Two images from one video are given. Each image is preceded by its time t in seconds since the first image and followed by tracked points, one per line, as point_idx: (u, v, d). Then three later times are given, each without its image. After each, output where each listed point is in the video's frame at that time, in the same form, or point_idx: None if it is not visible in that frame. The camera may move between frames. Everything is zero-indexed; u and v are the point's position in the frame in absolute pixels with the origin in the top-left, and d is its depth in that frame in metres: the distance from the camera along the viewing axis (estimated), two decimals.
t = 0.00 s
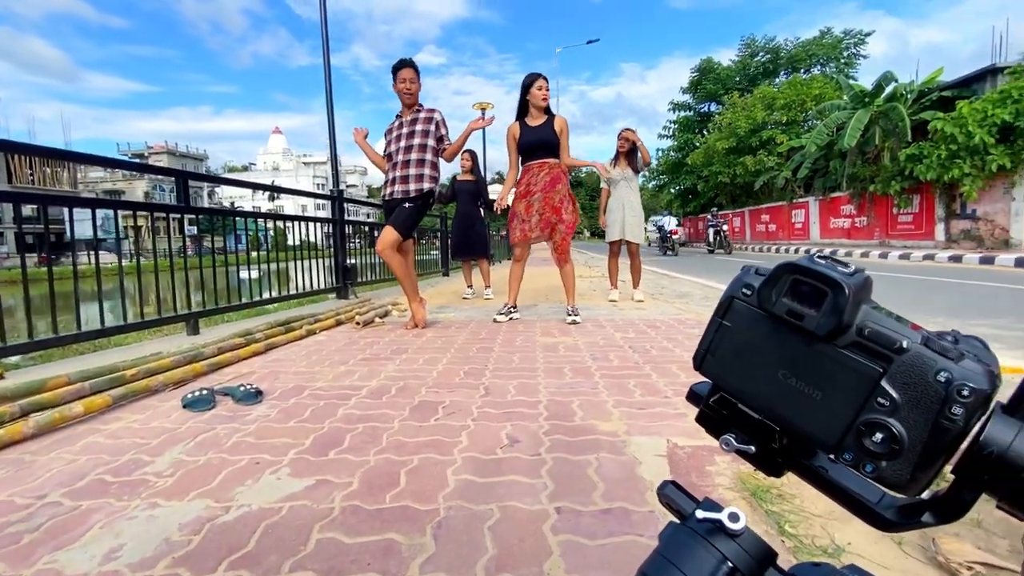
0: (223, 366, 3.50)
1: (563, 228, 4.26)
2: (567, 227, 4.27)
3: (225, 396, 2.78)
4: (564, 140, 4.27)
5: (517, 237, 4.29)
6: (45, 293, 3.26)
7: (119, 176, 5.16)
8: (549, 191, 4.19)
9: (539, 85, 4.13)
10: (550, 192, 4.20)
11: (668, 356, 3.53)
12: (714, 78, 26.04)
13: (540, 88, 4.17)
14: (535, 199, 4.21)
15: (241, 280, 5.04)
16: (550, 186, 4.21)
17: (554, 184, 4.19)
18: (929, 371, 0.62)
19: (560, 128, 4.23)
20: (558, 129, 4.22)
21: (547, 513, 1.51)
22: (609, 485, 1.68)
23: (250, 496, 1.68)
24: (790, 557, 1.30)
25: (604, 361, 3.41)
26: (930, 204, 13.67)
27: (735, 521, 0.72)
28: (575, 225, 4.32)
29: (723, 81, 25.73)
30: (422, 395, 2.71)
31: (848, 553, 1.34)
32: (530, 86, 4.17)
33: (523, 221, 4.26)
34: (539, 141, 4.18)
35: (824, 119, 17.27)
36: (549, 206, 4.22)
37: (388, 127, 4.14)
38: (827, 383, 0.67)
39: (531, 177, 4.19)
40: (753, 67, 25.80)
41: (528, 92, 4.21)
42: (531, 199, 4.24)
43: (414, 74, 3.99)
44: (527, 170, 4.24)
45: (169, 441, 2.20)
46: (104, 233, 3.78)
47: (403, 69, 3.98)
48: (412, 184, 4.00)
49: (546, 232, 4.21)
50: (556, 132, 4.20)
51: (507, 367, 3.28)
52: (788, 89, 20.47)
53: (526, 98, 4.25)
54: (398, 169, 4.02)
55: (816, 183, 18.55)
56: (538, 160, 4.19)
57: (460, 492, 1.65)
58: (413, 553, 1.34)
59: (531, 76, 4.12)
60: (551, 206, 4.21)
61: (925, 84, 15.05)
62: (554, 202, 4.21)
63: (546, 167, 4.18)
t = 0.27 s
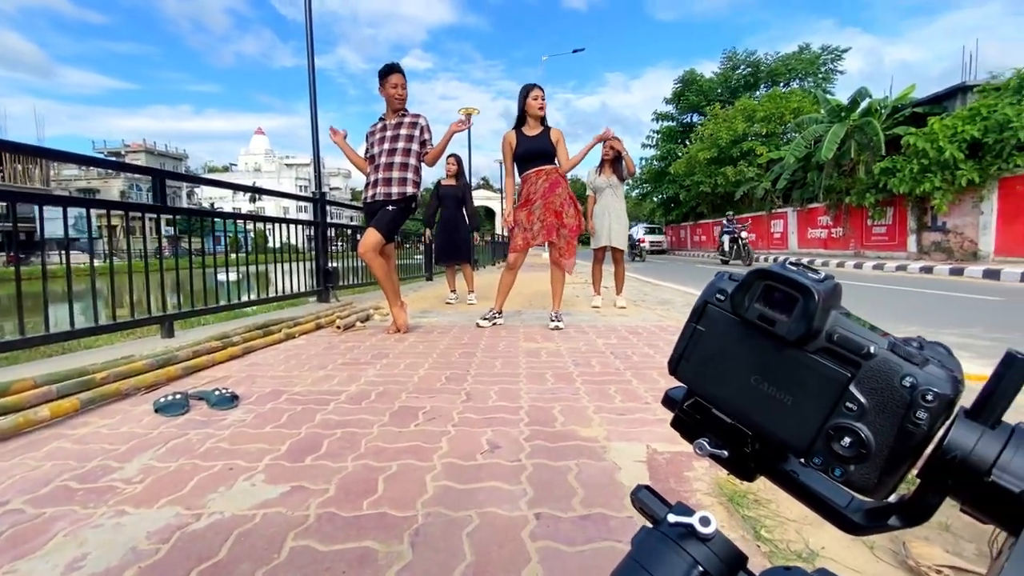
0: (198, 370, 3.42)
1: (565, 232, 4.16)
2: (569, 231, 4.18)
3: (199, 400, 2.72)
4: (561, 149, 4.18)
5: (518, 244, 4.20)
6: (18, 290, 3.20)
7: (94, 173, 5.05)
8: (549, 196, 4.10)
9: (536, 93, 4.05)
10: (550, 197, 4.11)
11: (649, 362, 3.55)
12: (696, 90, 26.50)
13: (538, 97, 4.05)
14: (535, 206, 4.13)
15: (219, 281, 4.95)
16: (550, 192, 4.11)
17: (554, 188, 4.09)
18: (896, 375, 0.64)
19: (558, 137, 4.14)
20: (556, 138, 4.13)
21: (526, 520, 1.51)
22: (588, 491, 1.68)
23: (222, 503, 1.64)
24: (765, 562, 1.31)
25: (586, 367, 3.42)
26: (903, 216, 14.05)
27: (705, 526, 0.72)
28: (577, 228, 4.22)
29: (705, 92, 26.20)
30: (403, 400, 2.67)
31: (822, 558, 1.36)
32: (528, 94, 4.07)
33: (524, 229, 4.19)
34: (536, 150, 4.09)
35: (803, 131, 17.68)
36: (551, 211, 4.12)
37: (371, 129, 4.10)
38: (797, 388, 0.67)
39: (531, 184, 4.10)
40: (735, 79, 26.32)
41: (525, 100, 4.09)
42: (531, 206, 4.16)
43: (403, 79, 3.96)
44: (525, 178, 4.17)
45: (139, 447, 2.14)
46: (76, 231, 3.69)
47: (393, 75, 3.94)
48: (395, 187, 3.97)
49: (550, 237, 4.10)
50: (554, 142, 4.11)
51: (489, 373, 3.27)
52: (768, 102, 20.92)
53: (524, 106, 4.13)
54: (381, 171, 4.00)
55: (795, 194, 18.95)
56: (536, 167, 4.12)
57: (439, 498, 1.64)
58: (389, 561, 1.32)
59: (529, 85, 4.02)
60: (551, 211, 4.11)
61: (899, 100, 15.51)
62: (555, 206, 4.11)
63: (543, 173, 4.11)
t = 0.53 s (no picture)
0: (160, 380, 3.32)
1: (533, 244, 4.11)
2: (534, 243, 4.12)
3: (157, 413, 2.64)
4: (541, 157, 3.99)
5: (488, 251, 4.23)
6: None
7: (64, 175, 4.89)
8: (517, 207, 4.07)
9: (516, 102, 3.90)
10: (518, 208, 4.09)
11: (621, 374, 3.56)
12: (677, 101, 26.93)
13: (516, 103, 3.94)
14: (502, 215, 4.13)
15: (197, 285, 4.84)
16: (518, 202, 4.09)
17: (522, 199, 4.07)
18: (785, 437, 0.74)
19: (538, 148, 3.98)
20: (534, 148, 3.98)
21: (484, 540, 1.49)
22: (548, 509, 1.67)
23: (170, 524, 1.59)
24: None
25: (558, 379, 3.42)
26: (874, 228, 14.43)
27: None
28: (545, 240, 4.16)
29: (686, 103, 26.64)
30: (369, 413, 2.63)
31: None
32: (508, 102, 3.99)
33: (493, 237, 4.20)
34: (514, 158, 4.04)
35: (779, 144, 18.07)
36: (518, 222, 4.09)
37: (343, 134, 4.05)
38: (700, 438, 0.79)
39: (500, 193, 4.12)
40: (714, 91, 26.83)
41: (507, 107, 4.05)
42: (500, 215, 4.16)
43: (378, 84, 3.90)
44: (498, 186, 4.19)
45: (89, 463, 2.06)
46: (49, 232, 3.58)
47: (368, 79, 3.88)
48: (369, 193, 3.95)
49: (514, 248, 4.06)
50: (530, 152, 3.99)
51: (460, 385, 3.24)
52: (746, 114, 21.36)
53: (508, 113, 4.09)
54: (354, 177, 3.96)
55: (771, 205, 19.34)
56: (508, 176, 4.11)
57: (396, 518, 1.61)
58: None
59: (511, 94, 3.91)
60: (517, 222, 4.08)
61: (870, 115, 15.97)
62: (521, 217, 4.08)
63: (513, 183, 4.08)
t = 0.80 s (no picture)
0: (109, 376, 3.23)
1: (485, 242, 4.11)
2: (487, 241, 4.12)
3: (100, 408, 2.57)
4: (501, 154, 3.95)
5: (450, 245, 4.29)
6: None
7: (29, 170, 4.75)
8: (473, 204, 4.06)
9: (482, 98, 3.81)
10: (474, 204, 4.08)
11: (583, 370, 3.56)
12: (658, 106, 27.27)
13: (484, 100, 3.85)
14: (459, 211, 4.15)
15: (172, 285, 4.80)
16: (475, 199, 4.07)
17: (479, 196, 4.04)
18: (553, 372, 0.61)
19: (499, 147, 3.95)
20: (494, 146, 3.95)
21: (411, 529, 1.46)
22: (484, 499, 1.66)
23: (90, 517, 1.54)
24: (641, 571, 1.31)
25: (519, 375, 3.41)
26: (847, 232, 14.75)
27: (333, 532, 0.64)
28: (498, 239, 4.15)
29: (667, 109, 26.99)
30: (320, 408, 2.59)
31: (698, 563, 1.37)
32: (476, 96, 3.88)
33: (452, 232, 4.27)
34: (477, 154, 4.02)
35: (756, 150, 18.39)
36: (472, 219, 4.09)
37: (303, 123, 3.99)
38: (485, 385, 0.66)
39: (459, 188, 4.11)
40: (695, 97, 27.23)
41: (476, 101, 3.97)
42: (458, 211, 4.18)
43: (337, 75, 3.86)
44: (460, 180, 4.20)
45: (17, 456, 2.00)
46: (20, 229, 3.59)
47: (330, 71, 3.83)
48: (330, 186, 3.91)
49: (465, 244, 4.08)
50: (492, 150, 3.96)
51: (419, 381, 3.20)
52: (725, 120, 21.71)
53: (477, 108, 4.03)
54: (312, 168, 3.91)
55: (749, 210, 19.65)
56: (469, 171, 4.08)
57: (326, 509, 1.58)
58: None
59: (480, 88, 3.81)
60: (472, 218, 4.08)
61: (843, 122, 16.34)
62: (475, 214, 4.07)
63: (473, 178, 4.06)
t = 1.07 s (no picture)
0: (77, 376, 3.16)
1: (457, 240, 4.09)
2: (459, 240, 4.09)
3: (63, 408, 2.50)
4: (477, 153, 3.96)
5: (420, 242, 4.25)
6: None
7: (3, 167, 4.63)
8: (446, 202, 4.04)
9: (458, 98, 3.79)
10: (447, 203, 4.05)
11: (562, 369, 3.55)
12: (644, 108, 27.48)
13: (458, 99, 3.78)
14: (432, 208, 4.11)
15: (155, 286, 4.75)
16: (448, 197, 4.04)
17: (453, 195, 4.02)
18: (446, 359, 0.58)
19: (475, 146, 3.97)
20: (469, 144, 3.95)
21: (373, 529, 1.44)
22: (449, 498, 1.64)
23: (41, 518, 1.54)
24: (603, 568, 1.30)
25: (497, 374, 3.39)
26: (827, 234, 14.99)
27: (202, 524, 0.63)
28: (470, 239, 4.14)
29: (653, 111, 27.21)
30: (291, 408, 2.55)
31: (661, 560, 1.36)
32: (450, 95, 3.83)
33: (423, 228, 4.22)
34: (450, 153, 3.98)
35: (739, 153, 18.62)
36: (444, 217, 4.06)
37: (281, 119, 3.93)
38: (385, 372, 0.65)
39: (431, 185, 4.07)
40: (680, 100, 27.49)
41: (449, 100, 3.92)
42: (431, 208, 4.14)
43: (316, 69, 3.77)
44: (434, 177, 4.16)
45: None
46: None
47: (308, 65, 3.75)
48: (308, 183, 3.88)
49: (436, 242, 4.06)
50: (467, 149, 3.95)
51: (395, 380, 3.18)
52: (709, 123, 21.95)
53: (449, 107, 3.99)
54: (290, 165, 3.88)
55: (732, 212, 19.87)
56: (444, 168, 4.06)
57: (288, 509, 1.55)
58: None
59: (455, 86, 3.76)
60: (445, 216, 4.05)
61: (824, 126, 16.60)
62: (448, 213, 4.05)
63: (447, 176, 4.03)
